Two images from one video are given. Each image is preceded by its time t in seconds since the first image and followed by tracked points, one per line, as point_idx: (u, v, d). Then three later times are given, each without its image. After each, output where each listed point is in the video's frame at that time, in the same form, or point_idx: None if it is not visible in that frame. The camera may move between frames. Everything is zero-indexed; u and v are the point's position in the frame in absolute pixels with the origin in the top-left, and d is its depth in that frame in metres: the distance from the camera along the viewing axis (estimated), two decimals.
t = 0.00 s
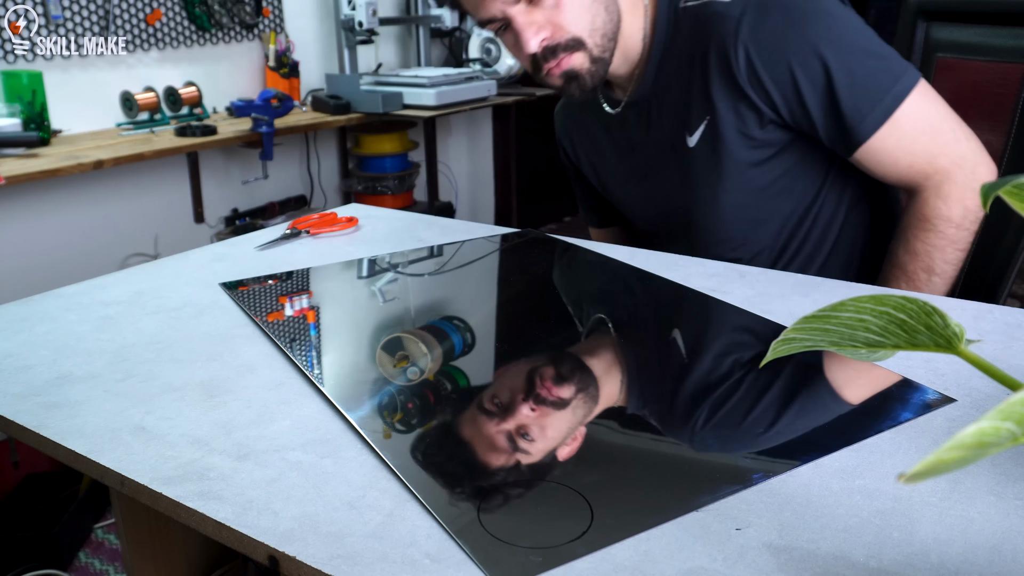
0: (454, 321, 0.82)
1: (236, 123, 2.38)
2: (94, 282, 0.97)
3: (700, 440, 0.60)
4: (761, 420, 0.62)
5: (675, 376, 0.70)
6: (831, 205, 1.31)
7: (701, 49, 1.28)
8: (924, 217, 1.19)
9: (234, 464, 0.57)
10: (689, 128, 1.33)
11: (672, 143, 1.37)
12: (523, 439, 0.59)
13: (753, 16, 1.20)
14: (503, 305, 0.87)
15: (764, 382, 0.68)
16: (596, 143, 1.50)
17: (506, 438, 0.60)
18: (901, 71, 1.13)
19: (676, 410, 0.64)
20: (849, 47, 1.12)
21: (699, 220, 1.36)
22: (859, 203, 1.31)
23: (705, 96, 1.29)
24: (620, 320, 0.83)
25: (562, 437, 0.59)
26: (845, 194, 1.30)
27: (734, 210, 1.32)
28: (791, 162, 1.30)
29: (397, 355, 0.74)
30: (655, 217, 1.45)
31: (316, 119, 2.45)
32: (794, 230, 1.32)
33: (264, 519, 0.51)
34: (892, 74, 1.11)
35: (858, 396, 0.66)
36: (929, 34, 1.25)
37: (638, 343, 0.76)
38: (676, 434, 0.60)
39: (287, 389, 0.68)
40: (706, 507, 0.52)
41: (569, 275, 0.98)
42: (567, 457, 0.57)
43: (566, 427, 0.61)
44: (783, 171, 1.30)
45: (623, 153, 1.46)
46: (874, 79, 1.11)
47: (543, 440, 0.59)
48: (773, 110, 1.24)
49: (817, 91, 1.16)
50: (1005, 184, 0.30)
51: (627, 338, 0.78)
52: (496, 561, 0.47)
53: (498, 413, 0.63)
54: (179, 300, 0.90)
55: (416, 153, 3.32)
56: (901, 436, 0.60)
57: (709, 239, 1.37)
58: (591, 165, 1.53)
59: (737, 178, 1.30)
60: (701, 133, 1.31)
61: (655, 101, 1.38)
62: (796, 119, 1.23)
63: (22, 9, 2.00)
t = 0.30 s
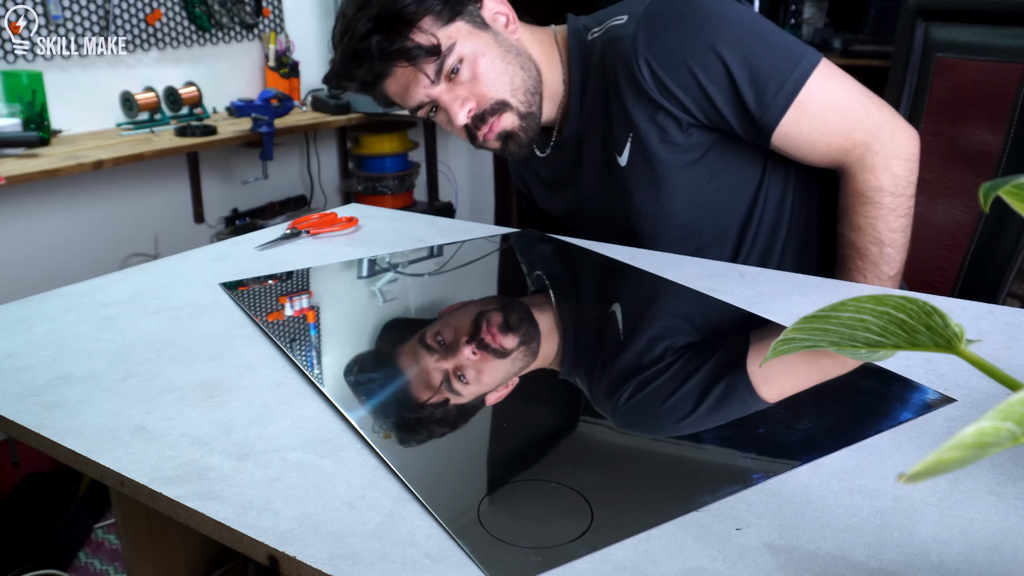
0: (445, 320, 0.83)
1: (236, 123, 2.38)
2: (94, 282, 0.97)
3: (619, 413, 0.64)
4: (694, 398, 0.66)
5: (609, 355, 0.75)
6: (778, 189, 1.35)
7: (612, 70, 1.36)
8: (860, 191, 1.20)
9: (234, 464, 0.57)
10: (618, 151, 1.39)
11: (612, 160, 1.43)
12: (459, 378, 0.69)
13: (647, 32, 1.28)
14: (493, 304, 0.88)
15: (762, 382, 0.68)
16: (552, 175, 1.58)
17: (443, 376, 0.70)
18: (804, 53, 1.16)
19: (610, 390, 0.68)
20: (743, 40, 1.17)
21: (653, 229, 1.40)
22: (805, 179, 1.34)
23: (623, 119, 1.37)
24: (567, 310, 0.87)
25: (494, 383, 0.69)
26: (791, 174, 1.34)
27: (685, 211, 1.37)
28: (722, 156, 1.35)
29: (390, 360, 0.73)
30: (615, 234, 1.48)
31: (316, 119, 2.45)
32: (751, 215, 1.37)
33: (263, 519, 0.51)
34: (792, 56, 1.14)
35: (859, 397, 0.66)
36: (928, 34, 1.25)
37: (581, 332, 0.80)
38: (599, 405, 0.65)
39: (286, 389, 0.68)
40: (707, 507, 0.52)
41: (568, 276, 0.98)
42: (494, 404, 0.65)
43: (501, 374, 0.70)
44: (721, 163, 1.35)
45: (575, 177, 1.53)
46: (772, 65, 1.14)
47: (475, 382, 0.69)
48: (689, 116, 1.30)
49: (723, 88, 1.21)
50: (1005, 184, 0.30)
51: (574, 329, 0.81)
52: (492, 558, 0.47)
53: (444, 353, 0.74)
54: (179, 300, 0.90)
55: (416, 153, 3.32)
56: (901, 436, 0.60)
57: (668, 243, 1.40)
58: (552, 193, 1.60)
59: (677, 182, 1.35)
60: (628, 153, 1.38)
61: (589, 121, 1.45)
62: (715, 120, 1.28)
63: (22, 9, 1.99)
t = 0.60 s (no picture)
0: (430, 307, 0.86)
1: (236, 123, 2.38)
2: (94, 282, 0.97)
3: (588, 398, 0.66)
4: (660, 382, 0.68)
5: (582, 344, 0.78)
6: (753, 183, 1.35)
7: (575, 82, 1.36)
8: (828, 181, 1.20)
9: (234, 464, 0.57)
10: (589, 162, 1.39)
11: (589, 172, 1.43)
12: (436, 350, 0.75)
13: (603, 44, 1.29)
14: (481, 293, 0.91)
15: (762, 383, 0.67)
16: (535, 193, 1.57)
17: (424, 352, 0.75)
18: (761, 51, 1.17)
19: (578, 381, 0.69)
20: (697, 43, 1.18)
21: (636, 235, 1.40)
22: (779, 176, 1.34)
23: (591, 130, 1.36)
24: (543, 300, 0.89)
25: (470, 355, 0.75)
26: (764, 170, 1.34)
27: (665, 213, 1.36)
28: (695, 154, 1.34)
29: (380, 361, 0.73)
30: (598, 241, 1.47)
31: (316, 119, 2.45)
32: (729, 210, 1.37)
33: (263, 519, 0.51)
34: (747, 54, 1.14)
35: (860, 397, 0.66)
36: (928, 33, 1.25)
37: (554, 324, 0.82)
38: (571, 390, 0.68)
39: (287, 389, 0.68)
40: (707, 508, 0.52)
41: (566, 276, 0.98)
42: (472, 378, 0.70)
43: (479, 351, 0.76)
44: (694, 161, 1.34)
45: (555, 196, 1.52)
46: (727, 64, 1.15)
47: (452, 353, 0.74)
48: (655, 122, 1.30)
49: (684, 92, 1.22)
50: (1005, 184, 0.30)
51: (548, 321, 0.83)
52: (486, 554, 0.48)
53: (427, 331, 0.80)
54: (180, 300, 0.90)
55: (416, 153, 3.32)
56: (901, 436, 0.60)
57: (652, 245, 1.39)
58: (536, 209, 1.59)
59: (654, 186, 1.34)
60: (600, 164, 1.37)
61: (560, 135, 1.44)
62: (681, 124, 1.28)
63: (22, 9, 1.99)
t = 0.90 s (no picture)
0: (427, 305, 0.87)
1: (236, 123, 2.38)
2: (94, 282, 0.97)
3: (583, 396, 0.67)
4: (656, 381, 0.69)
5: (577, 342, 0.78)
6: (747, 183, 1.35)
7: (568, 85, 1.36)
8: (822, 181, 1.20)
9: (234, 464, 0.57)
10: (584, 165, 1.39)
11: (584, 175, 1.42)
12: (434, 349, 0.75)
13: (594, 47, 1.29)
14: (477, 291, 0.91)
15: (760, 383, 0.68)
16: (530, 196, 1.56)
17: (421, 350, 0.75)
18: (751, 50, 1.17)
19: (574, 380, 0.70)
20: (689, 44, 1.18)
21: (633, 236, 1.40)
22: (773, 176, 1.34)
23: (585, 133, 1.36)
24: (539, 298, 0.89)
25: (468, 353, 0.75)
26: (758, 170, 1.34)
27: (661, 213, 1.36)
28: (690, 155, 1.34)
29: (378, 360, 0.73)
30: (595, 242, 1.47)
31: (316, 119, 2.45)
32: (724, 209, 1.37)
33: (263, 519, 0.51)
34: (740, 55, 1.15)
35: (859, 397, 0.65)
36: (928, 34, 1.25)
37: (550, 323, 0.83)
38: (566, 388, 0.68)
39: (287, 388, 0.68)
40: (707, 507, 0.52)
41: (565, 277, 0.98)
42: (471, 376, 0.70)
43: (476, 347, 0.76)
44: (689, 162, 1.34)
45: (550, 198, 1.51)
46: (718, 65, 1.15)
47: (450, 351, 0.75)
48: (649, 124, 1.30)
49: (676, 93, 1.22)
50: (1005, 184, 0.30)
51: (543, 320, 0.83)
52: (484, 554, 0.48)
53: (423, 330, 0.80)
54: (179, 300, 0.90)
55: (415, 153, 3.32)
56: (901, 436, 0.60)
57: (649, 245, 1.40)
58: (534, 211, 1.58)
59: (650, 188, 1.34)
60: (594, 166, 1.37)
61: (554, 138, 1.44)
62: (676, 126, 1.27)
63: (22, 9, 1.99)
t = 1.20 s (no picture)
0: (433, 308, 0.87)
1: (236, 123, 2.38)
2: (94, 282, 0.97)
3: (594, 400, 0.66)
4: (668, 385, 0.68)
5: (585, 347, 0.77)
6: (755, 182, 1.35)
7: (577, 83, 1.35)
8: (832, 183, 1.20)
9: (234, 464, 0.57)
10: (591, 162, 1.39)
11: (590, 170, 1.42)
12: (443, 359, 0.73)
13: (605, 44, 1.28)
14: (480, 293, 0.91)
15: (759, 384, 0.68)
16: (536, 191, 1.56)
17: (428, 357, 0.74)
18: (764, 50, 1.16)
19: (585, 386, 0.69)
20: (702, 43, 1.17)
21: (639, 234, 1.40)
22: (781, 177, 1.35)
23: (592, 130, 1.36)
24: (545, 302, 0.89)
25: (477, 363, 0.73)
26: (765, 172, 1.35)
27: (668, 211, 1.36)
28: (699, 152, 1.34)
29: (380, 363, 0.73)
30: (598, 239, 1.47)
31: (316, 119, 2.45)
32: (730, 210, 1.37)
33: (263, 519, 0.51)
34: (752, 55, 1.14)
35: (859, 397, 0.65)
36: (928, 34, 1.25)
37: (559, 326, 0.82)
38: (577, 393, 0.67)
39: (287, 388, 0.68)
40: (707, 507, 0.52)
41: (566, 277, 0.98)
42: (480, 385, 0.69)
43: (485, 356, 0.75)
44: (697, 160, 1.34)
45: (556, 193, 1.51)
46: (731, 65, 1.15)
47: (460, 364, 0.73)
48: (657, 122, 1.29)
49: (688, 92, 1.21)
50: (1005, 184, 0.30)
51: (551, 322, 0.83)
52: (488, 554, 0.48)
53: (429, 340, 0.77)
54: (179, 300, 0.90)
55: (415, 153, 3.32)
56: (901, 436, 0.60)
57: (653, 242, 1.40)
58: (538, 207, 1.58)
59: (658, 185, 1.35)
60: (601, 164, 1.37)
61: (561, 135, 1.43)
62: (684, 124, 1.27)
63: (22, 9, 1.99)
